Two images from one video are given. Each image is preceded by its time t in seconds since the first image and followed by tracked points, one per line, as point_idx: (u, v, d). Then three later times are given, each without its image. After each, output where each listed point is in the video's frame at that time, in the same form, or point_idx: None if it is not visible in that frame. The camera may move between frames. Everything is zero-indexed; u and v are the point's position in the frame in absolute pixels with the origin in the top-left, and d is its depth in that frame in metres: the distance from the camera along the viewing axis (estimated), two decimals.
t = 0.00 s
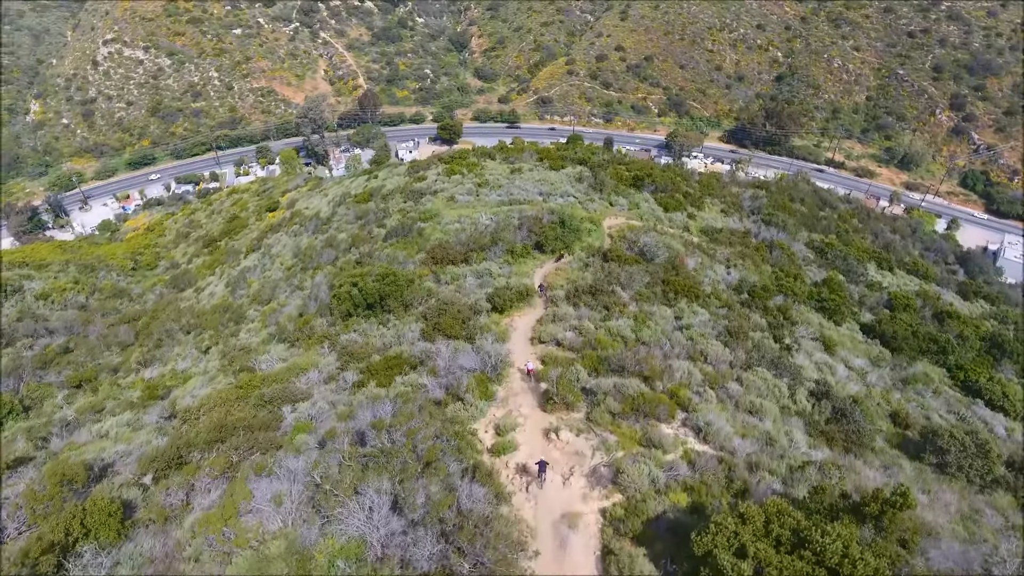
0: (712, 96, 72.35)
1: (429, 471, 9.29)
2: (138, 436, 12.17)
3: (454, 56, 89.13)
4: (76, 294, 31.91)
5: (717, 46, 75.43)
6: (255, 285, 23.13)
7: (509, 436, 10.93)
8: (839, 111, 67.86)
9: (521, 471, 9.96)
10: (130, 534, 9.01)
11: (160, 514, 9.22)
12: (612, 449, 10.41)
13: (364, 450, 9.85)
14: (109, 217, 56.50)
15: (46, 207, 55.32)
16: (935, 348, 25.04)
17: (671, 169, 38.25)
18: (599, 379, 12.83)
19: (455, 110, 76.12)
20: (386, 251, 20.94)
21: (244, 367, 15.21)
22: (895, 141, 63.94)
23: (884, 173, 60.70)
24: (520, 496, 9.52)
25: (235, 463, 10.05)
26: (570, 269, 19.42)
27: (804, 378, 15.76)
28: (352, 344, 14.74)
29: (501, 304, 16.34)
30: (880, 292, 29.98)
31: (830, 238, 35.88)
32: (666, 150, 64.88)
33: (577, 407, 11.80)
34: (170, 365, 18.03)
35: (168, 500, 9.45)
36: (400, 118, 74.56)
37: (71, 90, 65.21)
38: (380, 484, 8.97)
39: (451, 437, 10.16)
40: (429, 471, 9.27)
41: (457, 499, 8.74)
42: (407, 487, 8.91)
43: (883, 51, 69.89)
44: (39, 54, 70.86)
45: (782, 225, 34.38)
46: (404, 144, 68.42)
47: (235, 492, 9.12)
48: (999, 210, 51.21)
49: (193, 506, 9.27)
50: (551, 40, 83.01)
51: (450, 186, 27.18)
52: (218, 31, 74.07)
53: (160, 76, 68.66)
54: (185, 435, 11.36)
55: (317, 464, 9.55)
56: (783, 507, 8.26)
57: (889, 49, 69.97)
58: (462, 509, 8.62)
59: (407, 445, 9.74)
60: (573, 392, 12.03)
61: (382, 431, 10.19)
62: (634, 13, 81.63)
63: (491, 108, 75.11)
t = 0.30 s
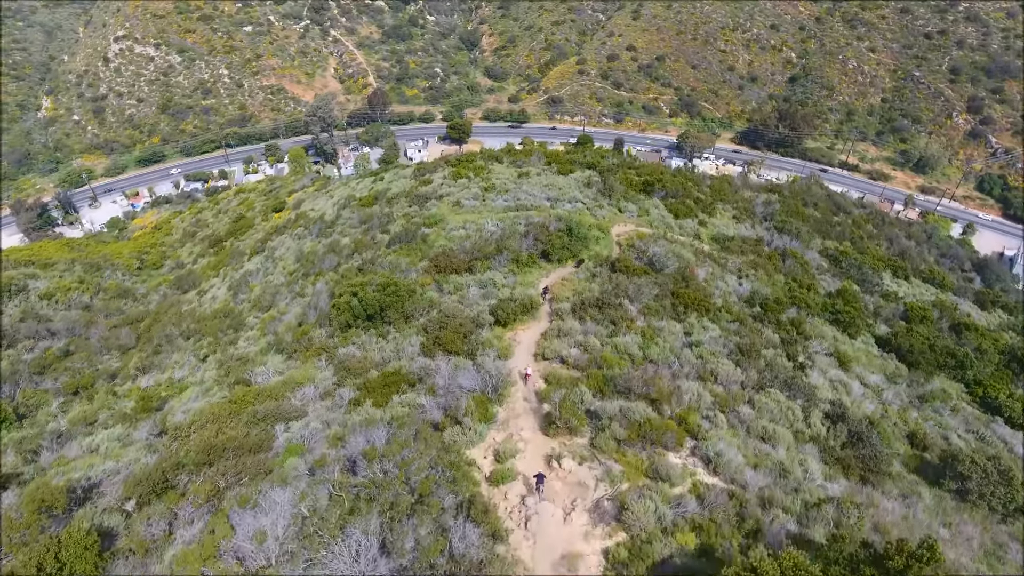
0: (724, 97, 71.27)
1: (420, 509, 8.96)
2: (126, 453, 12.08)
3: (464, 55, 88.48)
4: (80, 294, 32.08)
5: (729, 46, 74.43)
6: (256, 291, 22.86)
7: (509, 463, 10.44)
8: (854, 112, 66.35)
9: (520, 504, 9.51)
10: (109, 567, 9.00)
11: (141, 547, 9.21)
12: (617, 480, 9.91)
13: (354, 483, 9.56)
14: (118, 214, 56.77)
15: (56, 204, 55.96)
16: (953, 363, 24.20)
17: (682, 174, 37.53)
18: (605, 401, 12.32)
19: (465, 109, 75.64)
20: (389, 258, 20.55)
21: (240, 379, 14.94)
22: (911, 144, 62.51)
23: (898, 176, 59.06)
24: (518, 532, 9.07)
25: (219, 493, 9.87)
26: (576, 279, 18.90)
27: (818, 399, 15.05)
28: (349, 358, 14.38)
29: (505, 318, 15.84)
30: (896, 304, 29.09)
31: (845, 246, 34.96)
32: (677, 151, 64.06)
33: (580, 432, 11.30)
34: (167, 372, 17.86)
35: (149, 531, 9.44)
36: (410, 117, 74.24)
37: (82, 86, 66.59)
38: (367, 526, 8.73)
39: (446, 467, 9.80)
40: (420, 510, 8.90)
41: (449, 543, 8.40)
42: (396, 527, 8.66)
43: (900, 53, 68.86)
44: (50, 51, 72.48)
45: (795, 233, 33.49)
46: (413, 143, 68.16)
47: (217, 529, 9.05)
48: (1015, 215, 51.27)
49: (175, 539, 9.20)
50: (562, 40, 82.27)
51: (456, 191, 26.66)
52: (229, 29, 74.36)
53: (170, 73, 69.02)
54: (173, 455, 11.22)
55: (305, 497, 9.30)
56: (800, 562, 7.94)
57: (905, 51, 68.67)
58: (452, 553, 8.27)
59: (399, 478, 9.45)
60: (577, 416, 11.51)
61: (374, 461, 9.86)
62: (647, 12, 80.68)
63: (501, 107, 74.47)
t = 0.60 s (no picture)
0: (733, 97, 70.34)
1: (409, 550, 8.55)
2: (110, 474, 11.87)
3: (471, 53, 87.83)
4: (81, 295, 32.05)
5: (739, 46, 73.54)
6: (254, 297, 22.53)
7: (506, 493, 9.99)
8: (865, 113, 65.40)
9: (518, 541, 9.06)
10: None
11: None
12: (620, 514, 9.41)
13: (343, 517, 9.14)
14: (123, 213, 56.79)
15: (62, 202, 56.23)
16: (968, 377, 23.46)
17: (689, 179, 36.88)
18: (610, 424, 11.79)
19: (471, 109, 75.05)
20: (389, 265, 20.14)
21: (232, 394, 14.61)
22: (922, 146, 61.26)
23: (910, 178, 58.59)
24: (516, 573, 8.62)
25: (201, 525, 9.58)
26: (581, 290, 18.32)
27: (831, 421, 14.43)
28: (344, 374, 13.97)
29: (506, 332, 15.32)
30: (908, 314, 28.34)
31: (856, 253, 34.18)
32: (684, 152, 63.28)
33: (583, 459, 10.79)
34: (160, 384, 17.61)
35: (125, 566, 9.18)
36: (416, 116, 73.76)
37: (89, 84, 66.97)
38: (353, 569, 8.32)
39: (439, 501, 9.36)
40: (410, 552, 8.47)
41: None
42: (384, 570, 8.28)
43: (911, 53, 67.76)
44: (58, 48, 72.94)
45: (805, 240, 32.66)
46: (419, 143, 67.72)
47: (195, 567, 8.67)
48: None
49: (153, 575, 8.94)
50: (569, 39, 81.56)
51: (459, 196, 26.17)
52: (236, 27, 74.34)
53: (177, 71, 69.06)
54: (158, 480, 10.99)
55: (289, 534, 8.97)
56: None
57: (917, 51, 67.61)
58: None
59: (390, 515, 8.94)
60: (579, 442, 10.98)
61: (363, 494, 9.44)
62: (655, 11, 79.79)
63: (508, 107, 73.80)
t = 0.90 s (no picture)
0: (740, 97, 69.40)
1: None
2: (92, 497, 11.44)
3: (476, 52, 87.12)
4: (80, 298, 31.87)
5: (746, 45, 72.82)
6: (251, 304, 22.09)
7: (504, 526, 9.60)
8: (873, 114, 64.47)
9: None
10: None
11: None
12: (623, 553, 9.00)
13: (328, 556, 8.86)
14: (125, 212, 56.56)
15: (65, 201, 56.08)
16: (983, 390, 22.78)
17: (696, 183, 36.19)
18: (615, 449, 11.29)
19: (476, 107, 74.36)
20: (388, 273, 19.68)
21: (224, 410, 14.21)
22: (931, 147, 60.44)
23: (919, 181, 58.53)
24: None
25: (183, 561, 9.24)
26: (584, 301, 17.80)
27: (845, 443, 13.85)
28: (338, 392, 13.47)
29: (506, 347, 14.81)
30: (921, 324, 27.61)
31: (866, 259, 33.44)
32: (691, 153, 62.58)
33: (585, 488, 10.31)
34: (151, 395, 17.19)
35: None
36: (421, 115, 72.85)
37: (93, 82, 66.94)
38: None
39: (431, 540, 9.07)
40: None
41: None
42: None
43: (921, 53, 66.56)
44: (63, 46, 72.99)
45: (815, 246, 31.85)
46: (423, 142, 67.02)
47: None
48: None
49: None
50: (575, 37, 80.89)
51: (461, 200, 25.64)
52: (240, 25, 74.11)
53: (181, 69, 68.92)
54: (141, 507, 10.60)
55: None
56: None
57: (927, 51, 67.02)
58: None
59: (378, 557, 8.74)
60: (581, 471, 10.49)
61: (350, 532, 9.18)
62: (662, 10, 79.03)
63: (513, 106, 73.07)
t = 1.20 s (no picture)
0: (748, 97, 68.47)
1: None
2: (74, 522, 11.10)
3: (482, 50, 86.39)
4: (79, 300, 31.76)
5: (754, 44, 71.87)
6: (249, 311, 21.70)
7: (502, 562, 9.16)
8: (882, 115, 63.62)
9: None
10: None
11: None
12: None
13: None
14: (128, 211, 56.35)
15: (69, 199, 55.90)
16: (999, 404, 22.11)
17: (703, 187, 35.55)
18: (620, 477, 10.76)
19: (481, 107, 73.66)
20: (387, 282, 19.22)
21: (214, 426, 13.77)
22: (941, 148, 60.08)
23: (928, 182, 57.05)
24: None
25: None
26: (588, 313, 17.28)
27: (861, 468, 13.24)
28: (332, 410, 12.99)
29: (507, 364, 14.27)
30: (934, 334, 26.86)
31: (877, 266, 32.72)
32: (698, 154, 61.80)
33: (587, 520, 9.84)
34: (143, 408, 16.79)
35: None
36: (425, 114, 72.05)
37: (98, 80, 66.83)
38: None
39: None
40: None
41: None
42: None
43: (931, 53, 66.54)
44: (67, 44, 72.96)
45: (826, 253, 31.07)
46: (427, 142, 66.55)
47: None
48: None
49: None
50: (581, 36, 80.14)
51: (464, 205, 25.14)
52: (245, 23, 73.73)
53: (185, 67, 68.71)
54: (124, 535, 10.25)
55: None
56: None
57: (937, 51, 66.42)
58: None
59: None
60: (584, 502, 10.02)
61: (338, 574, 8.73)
62: (669, 9, 78.13)
63: (518, 105, 72.35)
